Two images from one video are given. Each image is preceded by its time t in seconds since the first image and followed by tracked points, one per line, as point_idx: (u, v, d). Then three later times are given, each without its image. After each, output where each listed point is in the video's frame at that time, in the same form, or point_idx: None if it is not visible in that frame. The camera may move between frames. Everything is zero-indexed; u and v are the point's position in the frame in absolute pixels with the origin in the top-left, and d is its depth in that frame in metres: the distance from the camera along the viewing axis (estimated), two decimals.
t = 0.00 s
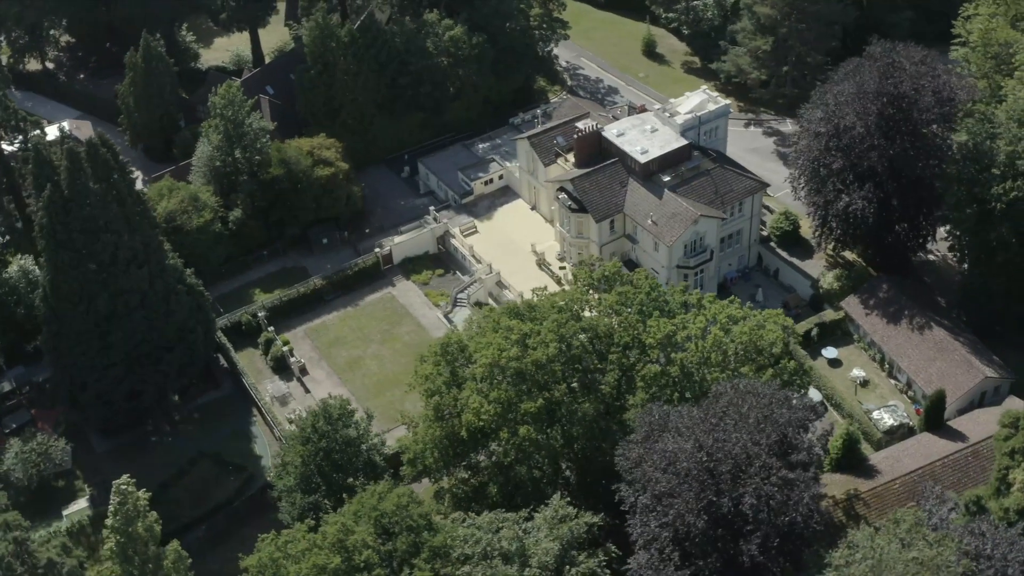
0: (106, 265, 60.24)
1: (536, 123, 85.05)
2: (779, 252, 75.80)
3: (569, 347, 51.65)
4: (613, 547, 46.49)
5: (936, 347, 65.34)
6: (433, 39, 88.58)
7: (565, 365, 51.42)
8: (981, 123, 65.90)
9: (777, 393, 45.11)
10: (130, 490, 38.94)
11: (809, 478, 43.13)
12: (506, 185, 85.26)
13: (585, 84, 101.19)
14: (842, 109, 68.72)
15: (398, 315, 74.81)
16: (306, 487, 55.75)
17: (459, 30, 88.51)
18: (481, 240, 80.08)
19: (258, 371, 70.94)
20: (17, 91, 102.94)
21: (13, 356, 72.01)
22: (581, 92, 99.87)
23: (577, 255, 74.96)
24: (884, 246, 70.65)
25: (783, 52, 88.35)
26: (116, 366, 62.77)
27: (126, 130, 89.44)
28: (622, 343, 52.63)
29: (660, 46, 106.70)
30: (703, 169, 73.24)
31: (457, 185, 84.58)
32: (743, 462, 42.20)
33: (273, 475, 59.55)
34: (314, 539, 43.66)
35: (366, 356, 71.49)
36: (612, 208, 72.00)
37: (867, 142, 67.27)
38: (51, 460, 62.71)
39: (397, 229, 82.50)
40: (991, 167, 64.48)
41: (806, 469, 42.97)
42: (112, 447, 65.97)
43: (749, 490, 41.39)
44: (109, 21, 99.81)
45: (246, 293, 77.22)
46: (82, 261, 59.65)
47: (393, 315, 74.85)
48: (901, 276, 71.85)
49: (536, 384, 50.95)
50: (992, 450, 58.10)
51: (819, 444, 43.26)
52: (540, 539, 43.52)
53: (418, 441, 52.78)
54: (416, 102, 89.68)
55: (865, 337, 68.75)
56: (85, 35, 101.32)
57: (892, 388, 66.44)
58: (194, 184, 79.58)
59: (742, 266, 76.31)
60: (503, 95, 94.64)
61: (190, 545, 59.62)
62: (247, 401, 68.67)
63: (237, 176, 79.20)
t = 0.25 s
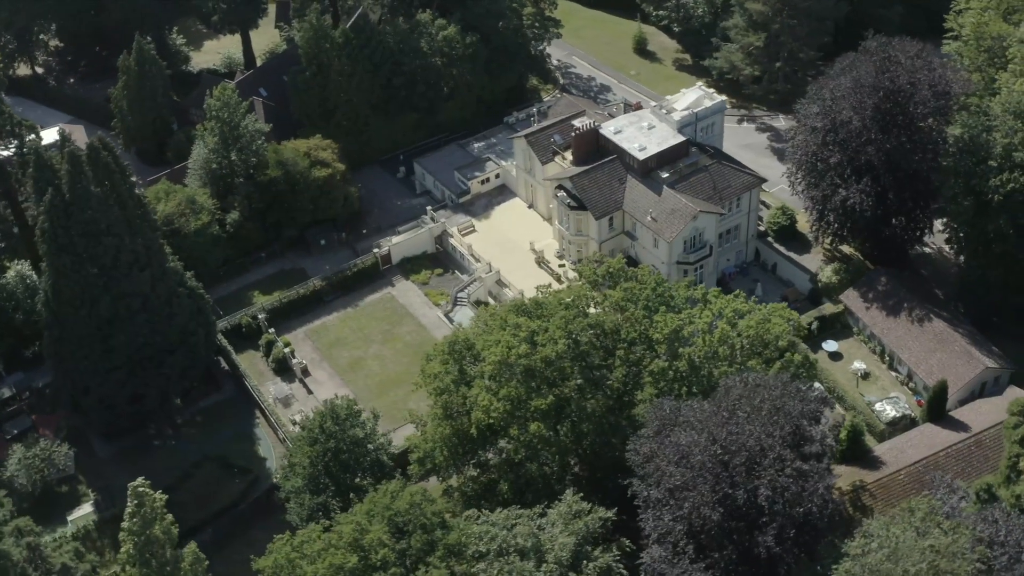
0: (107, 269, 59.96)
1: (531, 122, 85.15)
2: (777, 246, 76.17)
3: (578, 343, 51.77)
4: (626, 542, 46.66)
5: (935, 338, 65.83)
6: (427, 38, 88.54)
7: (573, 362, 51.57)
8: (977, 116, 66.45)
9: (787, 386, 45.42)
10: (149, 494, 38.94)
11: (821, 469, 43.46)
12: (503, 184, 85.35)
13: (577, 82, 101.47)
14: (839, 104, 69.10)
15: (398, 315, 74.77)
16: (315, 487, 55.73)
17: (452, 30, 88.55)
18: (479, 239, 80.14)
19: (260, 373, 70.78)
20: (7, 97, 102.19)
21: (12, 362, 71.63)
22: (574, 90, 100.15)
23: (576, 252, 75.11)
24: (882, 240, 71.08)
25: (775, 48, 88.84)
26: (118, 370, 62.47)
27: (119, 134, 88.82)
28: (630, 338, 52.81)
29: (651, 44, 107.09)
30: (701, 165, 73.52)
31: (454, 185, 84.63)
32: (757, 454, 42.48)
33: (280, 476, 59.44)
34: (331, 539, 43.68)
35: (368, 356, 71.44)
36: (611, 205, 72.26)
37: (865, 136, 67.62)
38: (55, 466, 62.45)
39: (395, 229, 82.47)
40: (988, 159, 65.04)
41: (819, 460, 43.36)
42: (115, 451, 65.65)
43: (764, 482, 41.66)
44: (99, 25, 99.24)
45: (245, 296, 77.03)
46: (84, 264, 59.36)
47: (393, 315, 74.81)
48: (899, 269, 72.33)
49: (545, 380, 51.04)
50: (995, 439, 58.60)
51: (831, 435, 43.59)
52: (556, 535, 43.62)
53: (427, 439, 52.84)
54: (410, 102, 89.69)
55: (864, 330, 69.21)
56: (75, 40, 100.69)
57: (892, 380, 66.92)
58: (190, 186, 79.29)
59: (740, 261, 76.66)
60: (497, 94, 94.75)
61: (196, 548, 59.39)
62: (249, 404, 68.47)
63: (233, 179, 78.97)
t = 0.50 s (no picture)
0: (109, 272, 59.70)
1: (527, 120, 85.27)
2: (775, 241, 76.51)
3: (586, 340, 51.93)
4: (639, 536, 46.92)
5: (935, 330, 66.33)
6: (421, 38, 88.56)
7: (582, 358, 51.72)
8: (973, 109, 67.04)
9: (798, 378, 45.82)
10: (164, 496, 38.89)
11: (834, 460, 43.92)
12: (499, 183, 85.45)
13: (570, 80, 101.72)
14: (836, 98, 69.47)
15: (399, 315, 74.76)
16: (323, 488, 55.68)
17: (446, 30, 88.58)
18: (477, 238, 80.20)
19: (262, 375, 70.63)
20: None
21: (11, 368, 71.19)
22: (567, 89, 100.39)
23: (576, 250, 75.28)
24: (879, 233, 71.60)
25: (768, 44, 89.33)
26: (121, 374, 62.17)
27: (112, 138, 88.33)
28: (637, 334, 53.04)
29: (642, 41, 107.46)
30: (699, 161, 73.83)
31: (450, 184, 84.68)
32: (771, 446, 42.84)
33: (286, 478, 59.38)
34: (347, 539, 43.67)
35: (370, 357, 71.42)
36: (610, 202, 72.49)
37: (862, 130, 68.02)
38: (58, 472, 62.01)
39: (392, 229, 82.42)
40: (985, 151, 65.63)
41: (831, 452, 43.85)
42: (118, 456, 65.33)
43: (778, 474, 42.04)
44: (88, 29, 98.63)
45: (244, 298, 76.84)
46: (86, 268, 59.07)
47: (393, 315, 74.79)
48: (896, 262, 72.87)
49: (554, 377, 51.13)
50: (997, 429, 59.12)
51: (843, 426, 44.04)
52: (572, 530, 43.79)
53: (436, 438, 52.86)
54: (405, 103, 89.68)
55: (864, 323, 69.67)
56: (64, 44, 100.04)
57: (893, 372, 67.39)
58: (187, 189, 78.99)
59: (738, 256, 76.96)
60: (490, 94, 94.85)
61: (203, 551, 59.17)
62: (252, 406, 68.29)
63: (230, 181, 78.72)
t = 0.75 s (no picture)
0: (111, 276, 59.42)
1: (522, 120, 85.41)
2: (772, 236, 76.86)
3: (594, 336, 52.07)
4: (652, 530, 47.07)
5: (934, 322, 66.81)
6: (415, 38, 88.61)
7: (589, 354, 51.86)
8: (968, 103, 67.62)
9: (808, 371, 46.11)
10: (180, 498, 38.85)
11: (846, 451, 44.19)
12: (496, 182, 85.54)
13: (562, 79, 101.94)
14: (832, 94, 69.94)
15: (399, 315, 74.71)
16: (331, 489, 55.55)
17: (440, 30, 88.60)
18: (475, 237, 80.22)
19: (263, 378, 70.46)
20: None
21: (10, 375, 70.76)
22: (559, 88, 100.59)
23: (575, 248, 75.43)
24: (876, 227, 72.13)
25: (760, 41, 89.79)
26: (123, 378, 61.81)
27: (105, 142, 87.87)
28: (644, 330, 53.23)
29: (632, 40, 107.82)
30: (696, 158, 74.14)
31: (447, 184, 84.74)
32: (784, 438, 43.10)
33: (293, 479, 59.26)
34: (363, 538, 43.62)
35: (371, 357, 71.35)
36: (609, 200, 72.72)
37: (859, 125, 68.53)
38: (62, 477, 61.62)
39: (390, 230, 82.38)
40: (981, 144, 66.19)
41: (843, 442, 44.15)
42: (120, 460, 65.00)
43: (792, 466, 42.29)
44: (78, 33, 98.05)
45: (242, 301, 76.63)
46: (88, 272, 58.78)
47: (393, 316, 74.75)
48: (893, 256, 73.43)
49: (563, 374, 51.20)
50: (999, 419, 59.63)
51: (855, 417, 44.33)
52: (587, 525, 43.92)
53: (444, 437, 52.78)
54: (399, 103, 89.69)
55: (863, 316, 70.11)
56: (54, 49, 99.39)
57: (893, 364, 67.84)
58: (183, 192, 78.71)
59: (736, 252, 77.27)
60: (484, 94, 94.92)
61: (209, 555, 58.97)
62: (254, 409, 68.09)
63: (227, 184, 78.48)
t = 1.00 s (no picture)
0: (113, 279, 59.09)
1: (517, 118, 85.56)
2: (769, 231, 77.18)
3: (602, 331, 52.25)
4: (665, 524, 47.23)
5: (933, 314, 67.30)
6: (409, 38, 88.79)
7: (598, 350, 52.05)
8: (963, 95, 67.95)
9: (818, 363, 46.42)
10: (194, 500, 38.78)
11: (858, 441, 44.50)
12: (492, 181, 85.62)
13: (554, 78, 102.16)
14: (828, 88, 70.38)
15: (399, 315, 74.69)
16: (339, 490, 55.46)
17: (433, 30, 88.59)
18: (473, 236, 80.26)
19: (265, 379, 70.28)
20: None
21: (9, 381, 70.33)
22: (552, 86, 100.80)
23: (574, 245, 75.63)
24: (871, 219, 72.86)
25: (752, 37, 90.25)
26: (126, 382, 61.44)
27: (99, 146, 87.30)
28: (651, 325, 53.45)
29: (623, 38, 108.17)
30: (694, 153, 74.44)
31: (443, 184, 84.77)
32: (797, 429, 43.42)
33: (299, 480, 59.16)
34: (378, 536, 43.58)
35: (372, 357, 71.29)
36: (608, 197, 72.93)
37: (855, 119, 69.04)
38: (66, 483, 61.24)
39: (387, 230, 82.34)
40: (977, 136, 66.66)
41: (855, 433, 44.46)
42: (123, 465, 64.67)
43: (806, 456, 42.59)
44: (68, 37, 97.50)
45: (241, 303, 76.39)
46: (90, 276, 58.43)
47: (393, 315, 74.72)
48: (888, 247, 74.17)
49: (572, 370, 51.30)
50: (1000, 408, 60.13)
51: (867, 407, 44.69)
52: (602, 520, 44.11)
53: (452, 436, 52.70)
54: (394, 104, 89.71)
55: (862, 309, 70.55)
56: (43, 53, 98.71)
57: (893, 356, 68.30)
58: (179, 195, 78.40)
59: (733, 247, 77.56)
60: (477, 92, 95.00)
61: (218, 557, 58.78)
62: (257, 411, 67.90)
63: (223, 186, 78.20)
